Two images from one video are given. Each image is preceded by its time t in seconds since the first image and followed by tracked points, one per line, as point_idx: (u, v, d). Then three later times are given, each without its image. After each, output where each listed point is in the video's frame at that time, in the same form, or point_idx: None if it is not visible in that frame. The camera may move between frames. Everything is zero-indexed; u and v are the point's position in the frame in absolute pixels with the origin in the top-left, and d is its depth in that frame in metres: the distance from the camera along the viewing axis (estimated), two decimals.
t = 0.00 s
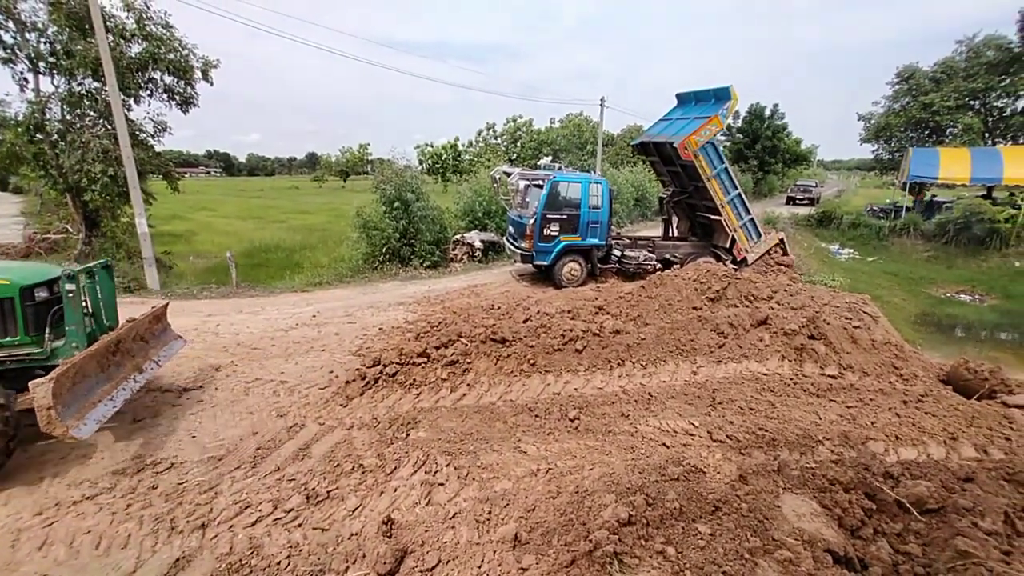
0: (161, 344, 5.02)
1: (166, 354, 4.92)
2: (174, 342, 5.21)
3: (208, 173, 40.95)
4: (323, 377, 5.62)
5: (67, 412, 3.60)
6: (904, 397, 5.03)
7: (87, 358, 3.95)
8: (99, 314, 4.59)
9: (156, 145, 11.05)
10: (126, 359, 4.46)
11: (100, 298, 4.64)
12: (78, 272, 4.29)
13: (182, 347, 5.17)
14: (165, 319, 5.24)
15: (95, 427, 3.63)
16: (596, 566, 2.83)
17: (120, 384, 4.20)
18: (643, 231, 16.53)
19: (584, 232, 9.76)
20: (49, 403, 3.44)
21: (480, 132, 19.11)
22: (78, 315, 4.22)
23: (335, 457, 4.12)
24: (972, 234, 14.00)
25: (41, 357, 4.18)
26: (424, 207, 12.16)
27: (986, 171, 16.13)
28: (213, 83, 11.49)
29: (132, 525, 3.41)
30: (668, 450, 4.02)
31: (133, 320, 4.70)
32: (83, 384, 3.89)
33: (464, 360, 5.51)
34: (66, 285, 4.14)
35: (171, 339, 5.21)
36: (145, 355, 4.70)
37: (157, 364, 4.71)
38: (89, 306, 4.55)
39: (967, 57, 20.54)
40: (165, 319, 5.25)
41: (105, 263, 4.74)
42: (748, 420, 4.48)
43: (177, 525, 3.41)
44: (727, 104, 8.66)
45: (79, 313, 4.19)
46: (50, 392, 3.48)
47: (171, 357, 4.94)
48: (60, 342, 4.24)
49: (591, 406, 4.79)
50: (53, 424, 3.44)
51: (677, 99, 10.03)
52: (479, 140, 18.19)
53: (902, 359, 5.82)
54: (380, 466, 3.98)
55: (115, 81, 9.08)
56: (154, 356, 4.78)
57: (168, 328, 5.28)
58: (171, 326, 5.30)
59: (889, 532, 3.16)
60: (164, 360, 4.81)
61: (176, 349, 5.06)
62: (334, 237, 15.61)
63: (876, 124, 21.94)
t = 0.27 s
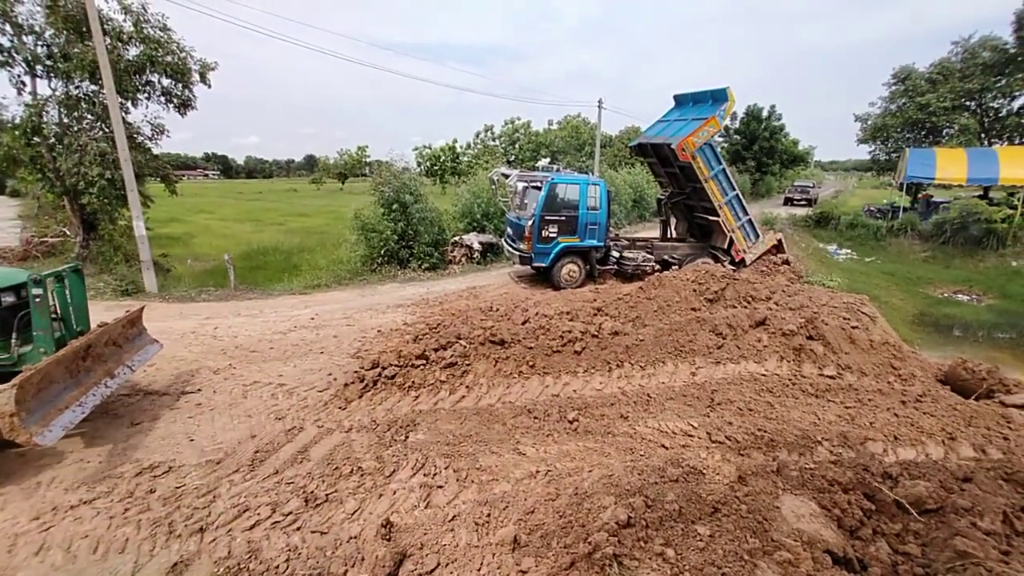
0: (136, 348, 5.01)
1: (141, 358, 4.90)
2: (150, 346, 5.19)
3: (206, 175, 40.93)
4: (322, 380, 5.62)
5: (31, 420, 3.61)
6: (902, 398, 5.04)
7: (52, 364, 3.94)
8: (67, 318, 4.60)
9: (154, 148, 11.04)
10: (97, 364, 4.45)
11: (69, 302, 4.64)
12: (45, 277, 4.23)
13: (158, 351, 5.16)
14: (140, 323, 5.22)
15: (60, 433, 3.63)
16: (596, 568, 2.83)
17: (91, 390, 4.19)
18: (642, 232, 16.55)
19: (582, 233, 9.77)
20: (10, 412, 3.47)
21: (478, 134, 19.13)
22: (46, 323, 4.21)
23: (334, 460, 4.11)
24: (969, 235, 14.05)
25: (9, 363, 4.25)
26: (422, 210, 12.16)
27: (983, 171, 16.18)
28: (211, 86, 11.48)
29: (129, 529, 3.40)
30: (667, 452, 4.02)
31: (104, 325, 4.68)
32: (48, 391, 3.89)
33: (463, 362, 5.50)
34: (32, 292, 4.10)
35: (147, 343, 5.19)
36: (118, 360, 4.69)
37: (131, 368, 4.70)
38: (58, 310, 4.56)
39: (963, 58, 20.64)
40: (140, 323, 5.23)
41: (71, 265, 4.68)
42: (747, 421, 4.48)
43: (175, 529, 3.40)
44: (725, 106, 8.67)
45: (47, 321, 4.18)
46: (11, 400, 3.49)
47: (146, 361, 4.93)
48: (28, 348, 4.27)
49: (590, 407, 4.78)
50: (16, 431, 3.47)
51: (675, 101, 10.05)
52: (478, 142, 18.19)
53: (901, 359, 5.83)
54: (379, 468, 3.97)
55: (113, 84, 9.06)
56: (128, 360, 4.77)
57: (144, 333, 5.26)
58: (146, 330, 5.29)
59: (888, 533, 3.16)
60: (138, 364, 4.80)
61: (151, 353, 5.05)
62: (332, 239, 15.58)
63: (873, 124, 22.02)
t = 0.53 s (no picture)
0: (124, 351, 4.99)
1: (129, 360, 4.88)
2: (139, 348, 5.17)
3: (203, 178, 40.82)
4: (319, 383, 5.60)
5: (17, 422, 3.60)
6: (899, 399, 5.05)
7: (39, 366, 3.92)
8: (54, 321, 4.60)
9: (151, 151, 11.02)
10: (84, 367, 4.43)
11: (56, 304, 4.63)
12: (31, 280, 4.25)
13: (147, 353, 5.13)
14: (128, 325, 5.19)
15: (48, 435, 3.62)
16: (593, 570, 2.83)
17: (78, 393, 4.17)
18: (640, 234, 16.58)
19: (580, 235, 9.78)
20: None
21: (475, 136, 19.19)
22: (32, 325, 4.22)
23: (331, 463, 4.10)
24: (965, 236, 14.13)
25: None
26: (420, 212, 12.15)
27: (979, 173, 16.26)
28: (208, 88, 11.47)
29: (125, 533, 3.38)
30: (665, 454, 4.02)
31: (91, 327, 4.66)
32: (35, 393, 3.87)
33: (461, 364, 5.49)
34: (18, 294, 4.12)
35: (135, 346, 5.17)
36: (105, 363, 4.67)
37: (119, 371, 4.68)
38: (45, 313, 4.55)
39: (958, 61, 20.80)
40: (128, 326, 5.21)
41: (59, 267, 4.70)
42: (745, 422, 4.48)
43: (171, 533, 3.38)
44: (722, 108, 8.70)
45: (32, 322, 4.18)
46: None
47: (134, 363, 4.91)
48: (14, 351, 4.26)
49: (588, 409, 4.78)
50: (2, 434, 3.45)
51: (672, 103, 10.08)
52: (475, 144, 18.23)
53: (897, 361, 5.85)
54: (376, 471, 3.96)
55: (110, 86, 9.04)
56: (116, 363, 4.75)
57: (132, 335, 5.24)
58: (135, 332, 5.26)
59: (885, 534, 3.16)
60: (126, 366, 4.78)
61: (140, 355, 5.03)
62: (329, 242, 15.56)
63: (869, 127, 22.19)
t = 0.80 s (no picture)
0: (122, 356, 4.96)
1: (127, 366, 4.86)
2: (137, 354, 5.14)
3: (198, 180, 40.64)
4: (315, 386, 5.58)
5: (15, 431, 3.58)
6: (893, 398, 5.08)
7: (38, 374, 3.89)
8: (53, 327, 4.56)
9: (145, 153, 10.96)
10: (82, 374, 4.40)
11: (55, 310, 4.59)
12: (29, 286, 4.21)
13: (145, 359, 5.10)
14: (127, 330, 5.16)
15: (45, 444, 3.59)
16: (590, 572, 2.83)
17: (76, 400, 4.14)
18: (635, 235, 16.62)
19: (575, 237, 9.79)
20: None
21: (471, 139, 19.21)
22: (30, 331, 4.18)
23: (327, 466, 4.08)
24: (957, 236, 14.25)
25: None
26: (416, 214, 12.14)
27: (971, 173, 16.40)
28: (202, 91, 11.42)
29: (119, 539, 3.35)
30: (661, 454, 4.03)
31: (90, 333, 4.62)
32: (33, 401, 3.84)
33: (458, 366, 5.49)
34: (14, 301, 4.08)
35: (134, 351, 5.13)
36: (103, 369, 4.64)
37: (117, 377, 4.65)
38: (43, 319, 4.52)
39: (949, 62, 21.01)
40: (126, 331, 5.17)
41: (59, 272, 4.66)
42: (740, 422, 4.50)
43: (165, 539, 3.36)
44: (716, 110, 8.74)
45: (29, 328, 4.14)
46: None
47: (132, 370, 4.88)
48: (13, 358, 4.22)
49: (584, 411, 4.78)
50: None
51: (666, 105, 10.12)
52: (471, 146, 18.24)
53: (891, 360, 5.89)
54: (372, 474, 3.94)
55: (102, 89, 8.99)
56: (113, 369, 4.72)
57: (130, 340, 5.20)
58: (133, 338, 5.23)
59: (879, 533, 3.18)
60: (124, 373, 4.75)
61: (138, 361, 4.99)
62: (325, 244, 15.51)
63: (862, 128, 22.36)
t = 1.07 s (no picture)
0: (122, 358, 4.94)
1: (127, 368, 4.84)
2: (137, 356, 5.12)
3: (195, 182, 40.58)
4: (312, 388, 5.56)
5: (15, 432, 3.56)
6: (889, 399, 5.10)
7: (38, 375, 3.87)
8: (52, 329, 4.54)
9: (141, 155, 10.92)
10: (83, 375, 4.39)
11: (54, 312, 4.58)
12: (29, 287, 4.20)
13: (145, 361, 5.08)
14: (127, 333, 5.14)
15: (46, 445, 3.57)
16: (587, 573, 2.84)
17: (76, 401, 4.13)
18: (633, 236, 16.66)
19: (571, 237, 9.80)
20: None
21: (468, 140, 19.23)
22: (30, 332, 4.16)
23: (324, 468, 4.07)
24: (951, 237, 14.34)
25: None
26: (413, 216, 12.14)
27: (965, 174, 16.50)
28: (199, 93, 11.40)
29: (114, 543, 3.33)
30: (659, 455, 4.04)
31: (90, 335, 4.61)
32: (33, 402, 3.82)
33: (455, 368, 5.48)
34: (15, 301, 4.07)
35: (134, 353, 5.12)
36: (103, 371, 4.62)
37: (117, 379, 4.63)
38: (43, 321, 4.50)
39: (942, 64, 21.17)
40: (127, 333, 5.15)
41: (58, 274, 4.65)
42: (737, 423, 4.51)
43: (162, 542, 3.34)
44: (711, 111, 8.77)
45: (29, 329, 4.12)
46: None
47: (132, 372, 4.85)
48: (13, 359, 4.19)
49: (582, 412, 4.79)
50: None
51: (662, 106, 10.15)
52: (468, 148, 18.25)
53: (887, 361, 5.92)
54: (370, 477, 3.93)
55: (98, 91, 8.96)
56: (113, 371, 4.70)
57: (130, 342, 5.19)
58: (133, 340, 5.21)
59: (876, 533, 3.19)
60: (124, 374, 4.73)
61: (138, 363, 4.98)
62: (322, 246, 15.49)
63: (857, 129, 22.48)
